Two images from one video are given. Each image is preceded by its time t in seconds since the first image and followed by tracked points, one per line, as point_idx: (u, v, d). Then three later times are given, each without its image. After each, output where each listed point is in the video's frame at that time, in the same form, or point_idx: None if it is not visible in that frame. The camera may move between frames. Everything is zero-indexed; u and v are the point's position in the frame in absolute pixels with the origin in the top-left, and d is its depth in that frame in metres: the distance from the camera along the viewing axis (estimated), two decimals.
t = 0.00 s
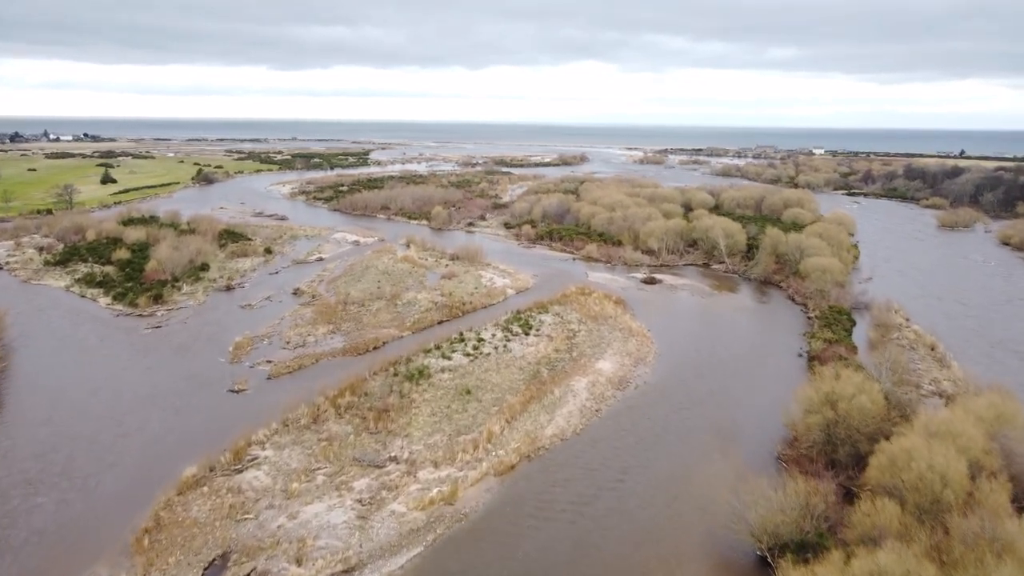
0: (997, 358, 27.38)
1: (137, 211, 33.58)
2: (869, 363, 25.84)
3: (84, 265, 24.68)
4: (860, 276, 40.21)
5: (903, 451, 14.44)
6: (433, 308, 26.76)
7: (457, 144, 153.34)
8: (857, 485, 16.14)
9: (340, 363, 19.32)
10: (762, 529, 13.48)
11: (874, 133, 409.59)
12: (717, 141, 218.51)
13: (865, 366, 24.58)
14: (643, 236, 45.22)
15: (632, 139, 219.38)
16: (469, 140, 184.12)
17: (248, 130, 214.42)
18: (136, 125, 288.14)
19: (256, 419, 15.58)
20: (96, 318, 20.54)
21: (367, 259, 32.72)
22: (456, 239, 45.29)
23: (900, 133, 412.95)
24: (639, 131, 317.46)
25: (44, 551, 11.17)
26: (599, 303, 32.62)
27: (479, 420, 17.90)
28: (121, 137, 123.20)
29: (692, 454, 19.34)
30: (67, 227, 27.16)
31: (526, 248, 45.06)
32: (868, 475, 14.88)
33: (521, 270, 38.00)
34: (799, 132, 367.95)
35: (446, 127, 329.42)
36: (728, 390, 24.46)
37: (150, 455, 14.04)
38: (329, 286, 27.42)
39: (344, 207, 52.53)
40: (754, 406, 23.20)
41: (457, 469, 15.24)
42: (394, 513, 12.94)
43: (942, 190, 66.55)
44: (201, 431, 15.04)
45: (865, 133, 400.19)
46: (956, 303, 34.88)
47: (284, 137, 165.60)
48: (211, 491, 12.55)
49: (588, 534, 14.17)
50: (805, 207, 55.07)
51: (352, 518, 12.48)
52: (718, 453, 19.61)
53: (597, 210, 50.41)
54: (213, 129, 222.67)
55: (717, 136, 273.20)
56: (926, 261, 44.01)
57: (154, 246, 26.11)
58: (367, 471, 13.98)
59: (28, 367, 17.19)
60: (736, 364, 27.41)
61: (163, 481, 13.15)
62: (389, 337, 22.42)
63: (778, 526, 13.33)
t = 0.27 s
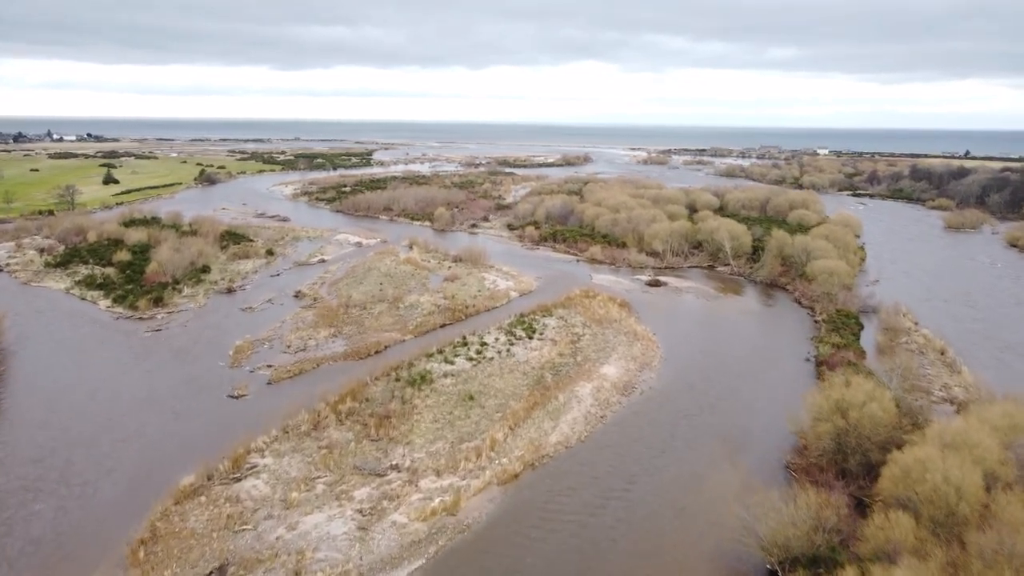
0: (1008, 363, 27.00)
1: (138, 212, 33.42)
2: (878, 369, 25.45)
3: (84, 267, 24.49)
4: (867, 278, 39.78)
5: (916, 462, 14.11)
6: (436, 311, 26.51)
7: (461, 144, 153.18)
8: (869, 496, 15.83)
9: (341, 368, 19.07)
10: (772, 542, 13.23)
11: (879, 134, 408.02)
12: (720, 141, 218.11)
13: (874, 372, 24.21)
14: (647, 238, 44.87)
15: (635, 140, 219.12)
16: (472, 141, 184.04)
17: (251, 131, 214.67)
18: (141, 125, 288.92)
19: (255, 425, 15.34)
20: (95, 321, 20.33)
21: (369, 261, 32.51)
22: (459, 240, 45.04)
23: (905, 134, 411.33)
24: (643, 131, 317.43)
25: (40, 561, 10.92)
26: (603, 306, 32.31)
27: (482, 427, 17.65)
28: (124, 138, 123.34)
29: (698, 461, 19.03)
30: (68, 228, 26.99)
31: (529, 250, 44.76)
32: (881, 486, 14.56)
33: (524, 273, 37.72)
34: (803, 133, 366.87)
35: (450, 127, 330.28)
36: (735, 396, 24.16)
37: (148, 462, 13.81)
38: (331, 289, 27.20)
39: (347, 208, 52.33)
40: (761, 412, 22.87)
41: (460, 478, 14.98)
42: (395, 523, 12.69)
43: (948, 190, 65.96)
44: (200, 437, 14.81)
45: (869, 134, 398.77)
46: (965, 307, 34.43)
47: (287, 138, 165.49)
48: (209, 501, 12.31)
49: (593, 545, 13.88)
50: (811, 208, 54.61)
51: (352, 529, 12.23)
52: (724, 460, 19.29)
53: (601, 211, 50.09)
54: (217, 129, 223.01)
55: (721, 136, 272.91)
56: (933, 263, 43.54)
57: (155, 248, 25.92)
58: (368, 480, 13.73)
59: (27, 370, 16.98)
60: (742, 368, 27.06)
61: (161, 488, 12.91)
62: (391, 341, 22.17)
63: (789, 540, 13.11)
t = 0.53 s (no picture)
0: None
1: (153, 212, 33.52)
2: (900, 377, 24.78)
3: (99, 268, 24.52)
4: (887, 281, 38.93)
5: (944, 476, 13.54)
6: (450, 314, 26.35)
7: (475, 144, 153.19)
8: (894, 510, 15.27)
9: (353, 372, 18.88)
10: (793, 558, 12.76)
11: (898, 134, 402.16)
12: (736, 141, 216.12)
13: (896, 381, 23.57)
14: (662, 240, 44.31)
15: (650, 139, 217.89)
16: (485, 140, 183.93)
17: (267, 130, 216.27)
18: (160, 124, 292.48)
19: (266, 431, 15.15)
20: (108, 323, 20.28)
21: (382, 263, 32.41)
22: (473, 242, 44.78)
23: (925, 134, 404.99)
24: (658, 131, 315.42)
25: (49, 568, 10.77)
26: (618, 309, 31.85)
27: (496, 434, 17.40)
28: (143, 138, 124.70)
29: (717, 472, 18.57)
30: (83, 229, 27.08)
31: (543, 252, 44.39)
32: (906, 499, 14.00)
33: (538, 275, 37.39)
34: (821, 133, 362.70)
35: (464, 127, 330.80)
36: (754, 403, 23.64)
37: (159, 466, 13.65)
38: (344, 291, 27.10)
39: (360, 208, 52.30)
40: (781, 420, 22.33)
41: (473, 487, 14.69)
42: (406, 534, 12.43)
43: (969, 191, 64.56)
44: (211, 441, 14.64)
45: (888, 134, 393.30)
46: (989, 311, 33.51)
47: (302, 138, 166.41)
48: (219, 509, 12.12)
49: (609, 559, 13.50)
50: (829, 210, 53.68)
51: (363, 540, 11.98)
52: (744, 471, 18.80)
53: (615, 213, 49.58)
54: (233, 129, 225.20)
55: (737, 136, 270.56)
56: (956, 266, 42.52)
57: (169, 249, 25.94)
58: (379, 488, 13.49)
59: (40, 372, 16.92)
60: (761, 374, 26.50)
61: (171, 494, 12.75)
62: (404, 344, 21.95)
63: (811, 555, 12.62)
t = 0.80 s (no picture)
0: None
1: (180, 212, 33.90)
2: (936, 387, 23.78)
3: (126, 267, 24.77)
4: (921, 286, 37.59)
5: (986, 493, 12.76)
6: (473, 317, 26.29)
7: (499, 144, 153.11)
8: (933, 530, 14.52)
9: (375, 375, 18.69)
10: None
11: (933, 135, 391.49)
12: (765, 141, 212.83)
13: (934, 392, 22.58)
14: (689, 242, 43.47)
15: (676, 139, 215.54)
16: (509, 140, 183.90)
17: (295, 130, 219.16)
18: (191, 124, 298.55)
19: (287, 435, 15.00)
20: (134, 323, 20.40)
21: (407, 264, 32.40)
22: (497, 243, 44.51)
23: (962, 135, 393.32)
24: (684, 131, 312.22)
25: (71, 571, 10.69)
26: (644, 313, 31.21)
27: (519, 441, 17.07)
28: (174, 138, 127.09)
29: (748, 484, 17.90)
30: (112, 228, 27.46)
31: (568, 253, 43.87)
32: (945, 518, 13.27)
33: (563, 277, 36.93)
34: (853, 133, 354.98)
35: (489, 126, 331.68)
36: (786, 412, 22.86)
37: (181, 468, 13.57)
38: (368, 292, 27.06)
39: (385, 209, 52.36)
40: (814, 430, 21.52)
41: (495, 496, 14.34)
42: (427, 545, 12.13)
43: (1004, 193, 62.23)
44: (234, 444, 14.55)
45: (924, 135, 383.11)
46: None
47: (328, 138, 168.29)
48: (239, 516, 11.97)
49: None
50: (861, 212, 52.14)
51: (384, 550, 11.72)
52: (776, 483, 18.11)
53: (641, 214, 48.82)
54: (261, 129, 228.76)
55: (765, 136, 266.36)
56: (994, 270, 40.89)
57: (195, 249, 26.14)
58: (400, 496, 13.22)
59: (66, 372, 17.02)
60: (793, 381, 25.65)
61: (193, 498, 12.64)
62: (428, 347, 21.75)
63: None
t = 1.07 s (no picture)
0: None
1: (208, 212, 34.33)
2: (976, 400, 22.73)
3: (154, 268, 25.05)
4: (958, 291, 36.21)
5: None
6: (498, 321, 26.33)
7: (526, 145, 152.88)
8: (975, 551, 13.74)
9: (399, 380, 18.50)
10: None
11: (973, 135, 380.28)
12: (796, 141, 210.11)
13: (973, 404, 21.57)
14: (718, 245, 42.53)
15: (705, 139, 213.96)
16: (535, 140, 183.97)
17: (324, 131, 221.99)
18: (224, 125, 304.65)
19: (310, 440, 14.86)
20: (160, 324, 20.53)
21: (432, 266, 32.49)
22: (523, 245, 44.22)
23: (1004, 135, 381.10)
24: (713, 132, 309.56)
25: None
26: (672, 318, 30.51)
27: (544, 450, 16.71)
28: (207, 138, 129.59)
29: (781, 499, 17.20)
30: (141, 229, 27.88)
31: (594, 256, 43.28)
32: (988, 538, 12.48)
33: (588, 280, 36.42)
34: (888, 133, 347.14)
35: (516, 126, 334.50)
36: (821, 422, 22.03)
37: (204, 472, 13.51)
38: (393, 295, 27.05)
39: (411, 210, 52.37)
40: (851, 443, 20.66)
41: (519, 507, 13.97)
42: (449, 557, 11.85)
43: None
44: (256, 447, 14.45)
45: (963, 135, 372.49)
46: None
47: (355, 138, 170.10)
48: (260, 524, 11.83)
49: None
50: (894, 215, 50.57)
51: (405, 562, 11.48)
52: (811, 499, 17.38)
53: (668, 216, 48.02)
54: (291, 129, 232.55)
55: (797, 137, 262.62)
56: None
57: (222, 250, 26.37)
58: (423, 506, 12.96)
59: (94, 372, 17.14)
60: (828, 390, 24.72)
61: (215, 503, 12.55)
62: (452, 351, 21.59)
63: None
